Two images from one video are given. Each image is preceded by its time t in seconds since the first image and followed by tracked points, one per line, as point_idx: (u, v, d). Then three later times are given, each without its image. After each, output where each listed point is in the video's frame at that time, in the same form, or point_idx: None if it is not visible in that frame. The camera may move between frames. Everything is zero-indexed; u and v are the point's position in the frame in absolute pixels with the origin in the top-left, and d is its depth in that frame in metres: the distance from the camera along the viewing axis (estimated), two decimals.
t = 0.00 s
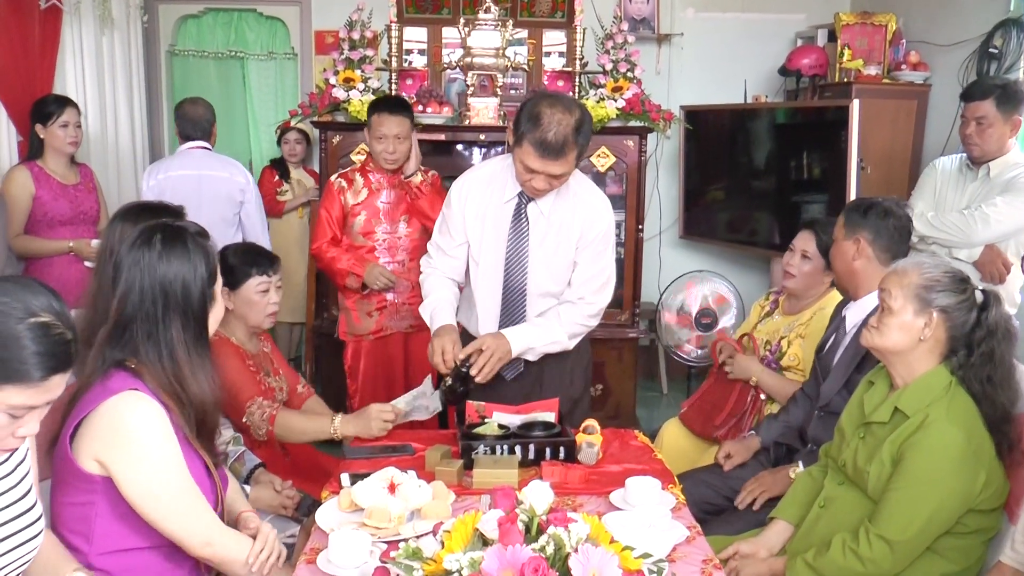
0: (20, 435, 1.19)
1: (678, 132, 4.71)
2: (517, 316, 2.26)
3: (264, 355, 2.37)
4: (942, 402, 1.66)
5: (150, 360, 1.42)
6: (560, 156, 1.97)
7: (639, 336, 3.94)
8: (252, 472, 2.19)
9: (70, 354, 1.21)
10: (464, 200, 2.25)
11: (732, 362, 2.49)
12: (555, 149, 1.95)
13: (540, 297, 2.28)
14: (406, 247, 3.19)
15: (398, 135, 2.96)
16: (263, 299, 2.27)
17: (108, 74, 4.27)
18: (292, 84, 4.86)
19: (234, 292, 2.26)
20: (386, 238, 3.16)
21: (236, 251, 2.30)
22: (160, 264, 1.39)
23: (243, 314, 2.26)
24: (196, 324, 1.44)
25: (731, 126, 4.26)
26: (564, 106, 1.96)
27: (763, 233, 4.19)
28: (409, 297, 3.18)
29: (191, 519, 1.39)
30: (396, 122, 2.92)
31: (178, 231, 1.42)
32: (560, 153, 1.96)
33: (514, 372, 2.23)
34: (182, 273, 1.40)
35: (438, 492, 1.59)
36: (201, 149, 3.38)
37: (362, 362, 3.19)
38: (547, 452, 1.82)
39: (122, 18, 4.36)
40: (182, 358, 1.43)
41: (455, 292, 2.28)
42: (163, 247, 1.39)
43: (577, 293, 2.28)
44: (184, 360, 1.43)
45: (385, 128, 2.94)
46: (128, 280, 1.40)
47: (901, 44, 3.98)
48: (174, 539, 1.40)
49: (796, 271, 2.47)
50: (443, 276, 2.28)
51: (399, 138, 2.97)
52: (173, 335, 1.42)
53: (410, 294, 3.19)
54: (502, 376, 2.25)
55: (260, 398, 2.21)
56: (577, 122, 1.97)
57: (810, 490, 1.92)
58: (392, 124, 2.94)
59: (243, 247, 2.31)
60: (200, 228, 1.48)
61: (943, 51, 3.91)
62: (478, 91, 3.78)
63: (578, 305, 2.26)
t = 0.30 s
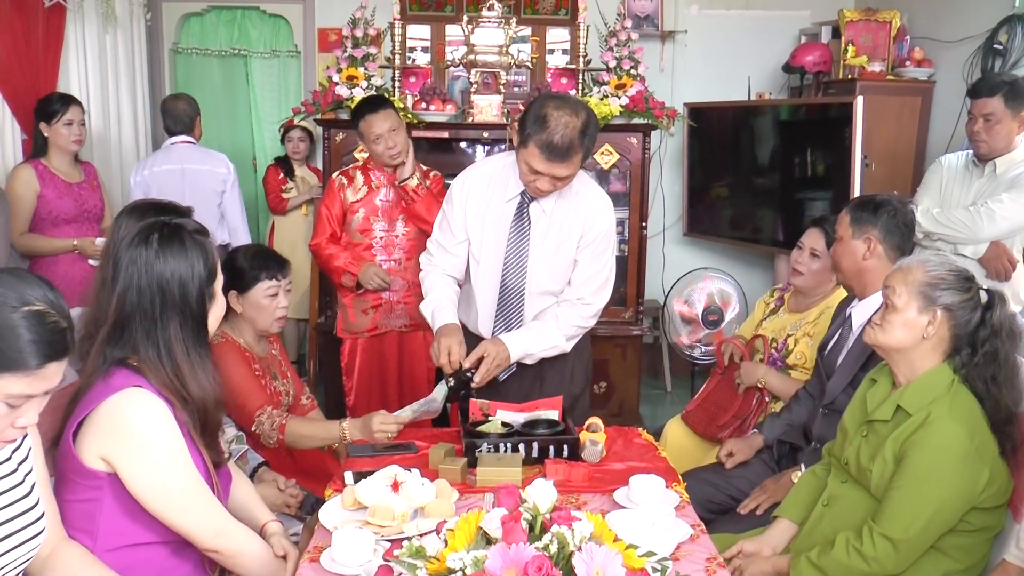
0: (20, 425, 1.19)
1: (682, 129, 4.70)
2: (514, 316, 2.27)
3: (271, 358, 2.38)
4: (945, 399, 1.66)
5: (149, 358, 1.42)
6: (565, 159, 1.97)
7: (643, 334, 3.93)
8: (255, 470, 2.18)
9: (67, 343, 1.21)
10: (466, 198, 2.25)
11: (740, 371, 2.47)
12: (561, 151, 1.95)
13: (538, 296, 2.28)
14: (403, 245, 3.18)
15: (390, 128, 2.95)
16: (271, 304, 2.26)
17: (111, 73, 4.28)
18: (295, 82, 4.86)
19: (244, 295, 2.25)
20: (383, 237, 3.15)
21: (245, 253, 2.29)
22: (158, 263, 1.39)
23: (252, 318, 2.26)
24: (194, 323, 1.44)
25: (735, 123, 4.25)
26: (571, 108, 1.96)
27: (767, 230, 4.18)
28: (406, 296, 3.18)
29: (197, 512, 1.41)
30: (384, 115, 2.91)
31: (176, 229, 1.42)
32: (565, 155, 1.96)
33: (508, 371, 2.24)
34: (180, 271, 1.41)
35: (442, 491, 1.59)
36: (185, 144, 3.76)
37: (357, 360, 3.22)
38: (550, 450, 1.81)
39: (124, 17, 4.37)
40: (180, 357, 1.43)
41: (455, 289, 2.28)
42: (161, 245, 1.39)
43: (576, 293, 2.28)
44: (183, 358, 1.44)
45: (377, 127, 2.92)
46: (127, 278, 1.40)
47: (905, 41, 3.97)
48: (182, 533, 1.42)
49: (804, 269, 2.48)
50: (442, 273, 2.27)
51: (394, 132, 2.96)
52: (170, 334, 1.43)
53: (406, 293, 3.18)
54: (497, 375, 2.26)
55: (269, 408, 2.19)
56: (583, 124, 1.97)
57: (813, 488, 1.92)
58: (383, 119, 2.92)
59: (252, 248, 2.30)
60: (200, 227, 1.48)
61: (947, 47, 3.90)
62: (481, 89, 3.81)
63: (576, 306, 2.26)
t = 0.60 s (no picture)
0: (18, 415, 1.19)
1: (681, 128, 4.70)
2: (513, 317, 2.28)
3: (272, 359, 2.38)
4: (944, 398, 1.66)
5: (148, 359, 1.42)
6: (570, 163, 1.97)
7: (643, 333, 3.93)
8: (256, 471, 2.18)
9: (57, 328, 1.21)
10: (466, 198, 2.24)
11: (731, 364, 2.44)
12: (567, 155, 1.95)
13: (537, 297, 2.28)
14: (399, 246, 3.17)
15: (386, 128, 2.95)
16: (272, 305, 2.26)
17: (110, 74, 4.28)
18: (295, 83, 4.86)
19: (244, 296, 2.25)
20: (378, 237, 3.14)
21: (247, 254, 2.29)
22: (157, 265, 1.39)
23: (253, 319, 2.26)
24: (193, 326, 1.44)
25: (734, 122, 4.25)
26: (577, 111, 1.96)
27: (767, 229, 4.18)
28: (401, 297, 3.18)
29: (197, 510, 1.41)
30: (375, 114, 2.91)
31: (176, 231, 1.42)
32: (571, 159, 1.96)
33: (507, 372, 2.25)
34: (179, 273, 1.40)
35: (441, 492, 1.59)
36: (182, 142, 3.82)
37: (355, 360, 3.22)
38: (550, 451, 1.81)
39: (123, 18, 4.36)
40: (177, 359, 1.43)
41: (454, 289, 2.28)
42: (160, 248, 1.39)
43: (575, 294, 2.28)
44: (181, 361, 1.43)
45: (369, 125, 2.92)
46: (126, 279, 1.40)
47: (905, 39, 3.97)
48: (184, 531, 1.42)
49: (801, 273, 2.47)
50: (441, 273, 2.28)
51: (386, 127, 2.95)
52: (168, 336, 1.42)
53: (402, 294, 3.19)
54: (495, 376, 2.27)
55: (269, 411, 2.18)
56: (589, 128, 1.96)
57: (812, 488, 1.92)
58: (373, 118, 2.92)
59: (253, 249, 2.30)
60: (200, 229, 1.48)
61: (946, 45, 3.90)
62: (480, 89, 3.79)
63: (575, 307, 2.26)
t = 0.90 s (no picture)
0: (21, 420, 1.20)
1: (679, 128, 4.70)
2: (512, 318, 2.27)
3: (272, 360, 2.38)
4: (945, 398, 1.66)
5: (150, 362, 1.41)
6: (569, 164, 1.97)
7: (642, 333, 3.93)
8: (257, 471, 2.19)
9: (61, 334, 1.21)
10: (464, 198, 2.24)
11: (728, 366, 2.42)
12: (567, 156, 1.95)
13: (536, 298, 2.28)
14: (397, 247, 3.16)
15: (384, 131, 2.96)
16: (280, 302, 2.28)
17: (107, 76, 4.27)
18: (293, 84, 4.86)
19: (254, 294, 2.25)
20: (375, 239, 3.13)
21: (248, 254, 2.28)
22: (160, 268, 1.39)
23: (260, 316, 2.27)
24: (196, 329, 1.44)
25: (732, 121, 4.25)
26: (577, 112, 1.96)
27: (765, 228, 4.18)
28: (399, 299, 3.18)
29: (200, 513, 1.40)
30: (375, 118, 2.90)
31: (180, 235, 1.41)
32: (571, 160, 1.96)
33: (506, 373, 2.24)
34: (182, 277, 1.40)
35: (441, 493, 1.59)
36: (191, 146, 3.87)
37: (353, 363, 3.21)
38: (549, 451, 1.81)
39: (120, 20, 4.36)
40: (180, 362, 1.43)
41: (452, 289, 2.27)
42: (164, 251, 1.39)
43: (574, 294, 2.28)
44: (184, 364, 1.43)
45: (366, 126, 2.93)
46: (129, 281, 1.40)
47: (902, 38, 3.98)
48: (189, 529, 1.41)
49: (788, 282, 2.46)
50: (440, 273, 2.27)
51: (382, 129, 2.96)
52: (171, 340, 1.42)
53: (399, 296, 3.19)
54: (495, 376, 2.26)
55: (270, 412, 2.18)
56: (588, 128, 1.96)
57: (814, 488, 1.91)
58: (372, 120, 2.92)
59: (255, 249, 2.30)
60: (202, 232, 1.48)
61: (943, 44, 3.90)
62: (478, 89, 3.80)
63: (574, 307, 2.26)
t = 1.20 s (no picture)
0: (22, 432, 1.20)
1: (678, 128, 4.70)
2: (518, 317, 2.26)
3: (274, 361, 2.38)
4: (935, 393, 1.66)
5: (151, 367, 1.41)
6: (571, 163, 1.97)
7: (642, 333, 3.93)
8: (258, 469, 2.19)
9: (67, 348, 1.21)
10: (466, 199, 2.24)
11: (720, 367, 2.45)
12: (569, 155, 1.95)
13: (540, 298, 2.28)
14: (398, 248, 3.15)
15: (384, 133, 2.96)
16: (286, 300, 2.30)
17: (106, 80, 4.28)
18: (291, 87, 4.86)
19: (261, 293, 2.26)
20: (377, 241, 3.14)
21: (251, 254, 2.28)
22: (163, 272, 1.39)
23: (267, 315, 2.28)
24: (200, 334, 1.44)
25: (730, 121, 4.25)
26: (578, 111, 1.96)
27: (765, 228, 4.18)
28: (401, 301, 3.18)
29: (200, 515, 1.40)
30: (377, 121, 2.91)
31: (184, 241, 1.42)
32: (572, 159, 1.96)
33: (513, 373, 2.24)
34: (186, 282, 1.40)
35: (440, 495, 1.59)
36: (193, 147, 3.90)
37: (358, 366, 3.20)
38: (549, 452, 1.81)
39: (119, 24, 4.37)
40: (184, 368, 1.43)
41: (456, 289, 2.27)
42: (167, 256, 1.39)
43: (579, 294, 2.28)
44: (189, 369, 1.43)
45: (370, 129, 2.93)
46: (132, 286, 1.40)
47: (900, 37, 3.98)
48: (189, 531, 1.41)
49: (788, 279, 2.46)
50: (443, 274, 2.28)
51: (382, 138, 2.97)
52: (175, 346, 1.42)
53: (402, 297, 3.18)
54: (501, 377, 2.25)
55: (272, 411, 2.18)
56: (589, 126, 1.96)
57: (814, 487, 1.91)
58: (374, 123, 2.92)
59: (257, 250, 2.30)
60: (205, 237, 1.48)
61: (941, 42, 3.91)
62: (476, 91, 3.80)
63: (579, 306, 2.26)
